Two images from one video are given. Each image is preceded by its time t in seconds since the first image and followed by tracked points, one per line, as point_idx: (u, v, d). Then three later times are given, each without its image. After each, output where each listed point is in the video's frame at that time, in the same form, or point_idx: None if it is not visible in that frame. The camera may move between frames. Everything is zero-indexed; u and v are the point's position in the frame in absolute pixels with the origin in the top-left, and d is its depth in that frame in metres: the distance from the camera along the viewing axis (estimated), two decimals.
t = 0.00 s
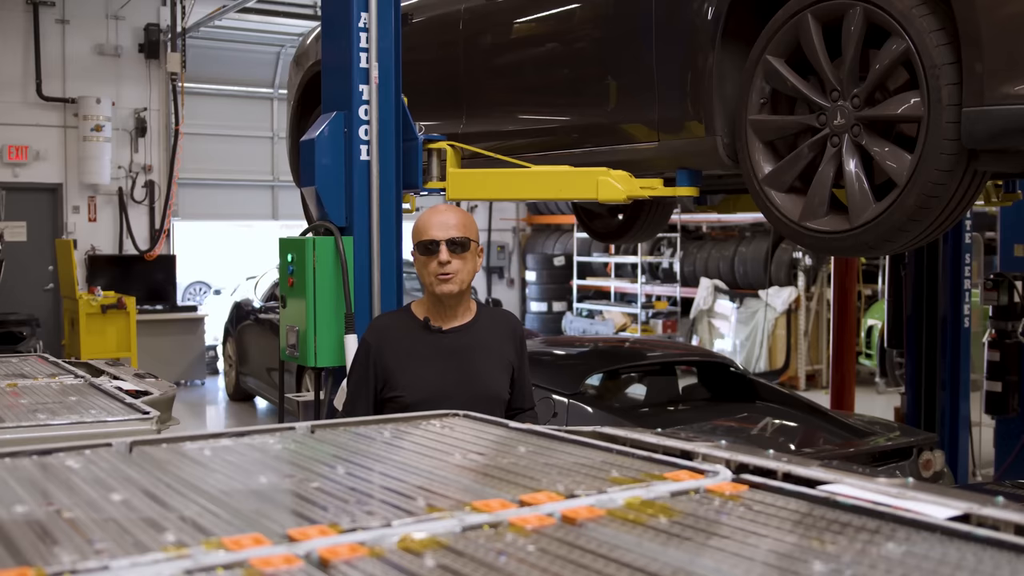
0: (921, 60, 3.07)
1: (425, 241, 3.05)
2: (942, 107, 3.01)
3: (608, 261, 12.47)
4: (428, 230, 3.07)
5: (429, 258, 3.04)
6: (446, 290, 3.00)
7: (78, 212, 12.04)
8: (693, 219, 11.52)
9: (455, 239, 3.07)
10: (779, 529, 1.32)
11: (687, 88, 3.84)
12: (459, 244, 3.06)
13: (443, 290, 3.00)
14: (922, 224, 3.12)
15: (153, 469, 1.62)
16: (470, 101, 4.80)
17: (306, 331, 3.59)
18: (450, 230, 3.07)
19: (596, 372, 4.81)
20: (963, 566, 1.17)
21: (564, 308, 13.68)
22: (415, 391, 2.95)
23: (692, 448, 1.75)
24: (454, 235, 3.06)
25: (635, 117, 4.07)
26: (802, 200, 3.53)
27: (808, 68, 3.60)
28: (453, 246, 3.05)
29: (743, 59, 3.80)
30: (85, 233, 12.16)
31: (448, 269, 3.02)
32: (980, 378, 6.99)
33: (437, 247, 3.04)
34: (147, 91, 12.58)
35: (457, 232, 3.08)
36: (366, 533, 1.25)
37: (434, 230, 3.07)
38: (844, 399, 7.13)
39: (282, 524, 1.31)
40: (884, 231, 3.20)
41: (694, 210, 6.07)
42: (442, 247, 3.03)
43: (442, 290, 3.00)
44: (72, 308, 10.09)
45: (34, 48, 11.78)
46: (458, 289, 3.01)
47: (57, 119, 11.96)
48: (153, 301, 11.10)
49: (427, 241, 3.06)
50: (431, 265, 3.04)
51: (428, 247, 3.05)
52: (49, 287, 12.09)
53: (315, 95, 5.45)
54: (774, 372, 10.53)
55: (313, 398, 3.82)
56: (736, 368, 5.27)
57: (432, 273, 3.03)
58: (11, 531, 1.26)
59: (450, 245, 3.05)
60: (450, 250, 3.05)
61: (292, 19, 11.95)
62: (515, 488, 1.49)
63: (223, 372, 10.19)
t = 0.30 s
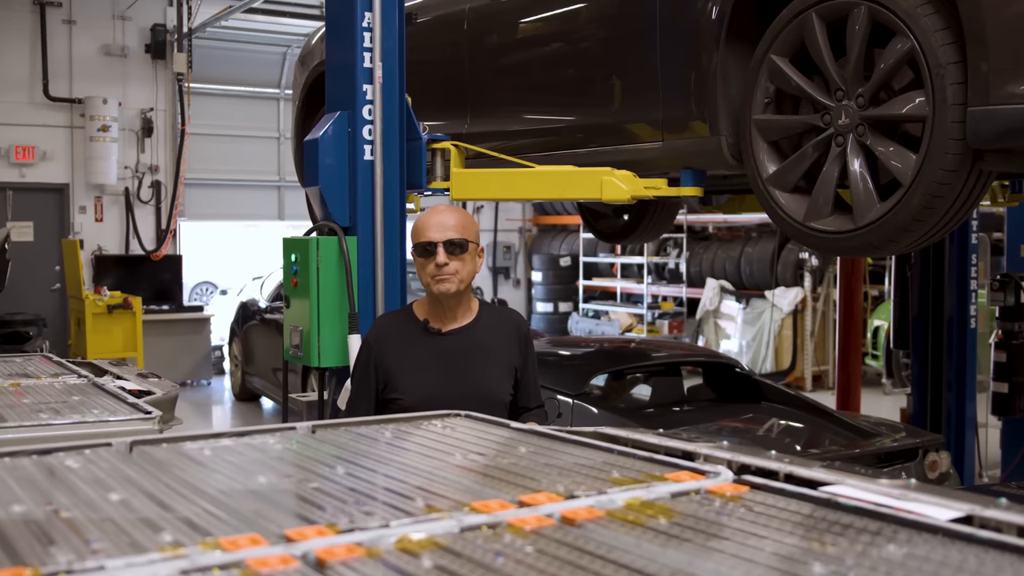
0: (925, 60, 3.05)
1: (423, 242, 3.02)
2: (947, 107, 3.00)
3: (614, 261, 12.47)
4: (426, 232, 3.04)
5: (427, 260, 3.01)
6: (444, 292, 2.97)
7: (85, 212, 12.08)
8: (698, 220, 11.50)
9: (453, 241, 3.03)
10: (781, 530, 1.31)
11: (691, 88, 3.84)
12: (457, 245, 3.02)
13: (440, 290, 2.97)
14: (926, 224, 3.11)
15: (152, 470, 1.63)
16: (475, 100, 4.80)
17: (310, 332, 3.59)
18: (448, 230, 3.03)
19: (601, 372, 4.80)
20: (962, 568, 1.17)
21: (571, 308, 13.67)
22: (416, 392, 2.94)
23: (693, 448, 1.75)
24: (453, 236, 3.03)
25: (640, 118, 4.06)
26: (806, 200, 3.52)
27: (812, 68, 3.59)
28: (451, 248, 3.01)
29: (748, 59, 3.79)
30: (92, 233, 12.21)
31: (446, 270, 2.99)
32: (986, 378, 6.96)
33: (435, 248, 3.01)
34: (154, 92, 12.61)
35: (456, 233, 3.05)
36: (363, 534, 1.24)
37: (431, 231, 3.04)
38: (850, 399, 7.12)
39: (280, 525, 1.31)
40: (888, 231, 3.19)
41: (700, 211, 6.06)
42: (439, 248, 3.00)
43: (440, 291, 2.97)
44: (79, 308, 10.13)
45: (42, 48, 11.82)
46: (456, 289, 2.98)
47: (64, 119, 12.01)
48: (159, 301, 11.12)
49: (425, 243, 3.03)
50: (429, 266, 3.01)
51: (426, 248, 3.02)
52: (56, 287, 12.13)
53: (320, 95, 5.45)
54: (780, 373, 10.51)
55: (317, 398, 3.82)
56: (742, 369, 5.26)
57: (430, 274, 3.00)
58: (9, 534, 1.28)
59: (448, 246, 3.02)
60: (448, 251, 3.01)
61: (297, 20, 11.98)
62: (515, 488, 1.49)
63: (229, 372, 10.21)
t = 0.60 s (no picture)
0: (931, 59, 3.04)
1: (415, 245, 3.00)
2: (952, 106, 2.99)
3: (620, 261, 12.46)
4: (419, 235, 3.01)
5: (420, 263, 2.99)
6: (437, 295, 2.95)
7: (90, 212, 12.13)
8: (704, 220, 11.49)
9: (446, 244, 3.01)
10: (784, 531, 1.30)
11: (696, 88, 3.83)
12: (450, 248, 3.00)
13: (434, 294, 2.95)
14: (931, 224, 3.10)
15: (154, 468, 1.63)
16: (480, 100, 4.79)
17: (315, 331, 3.59)
18: (441, 233, 3.01)
19: (606, 372, 4.79)
20: (966, 569, 1.16)
21: (576, 307, 13.64)
22: (411, 393, 2.92)
23: (697, 448, 1.74)
24: (445, 239, 3.00)
25: (645, 118, 4.05)
26: (811, 199, 3.51)
27: (817, 67, 3.58)
28: (444, 251, 2.99)
29: (753, 58, 3.79)
30: (98, 233, 12.23)
31: (439, 274, 2.96)
32: (993, 378, 6.94)
33: (428, 251, 2.99)
34: (159, 91, 12.63)
35: (449, 236, 3.02)
36: (365, 532, 1.24)
37: (424, 234, 3.01)
38: (855, 401, 7.10)
39: (282, 523, 1.31)
40: (893, 231, 3.18)
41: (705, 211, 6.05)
42: (432, 251, 2.98)
43: (433, 295, 2.95)
44: (85, 307, 10.15)
45: (48, 48, 11.85)
46: (450, 293, 2.96)
47: (70, 119, 12.05)
48: (165, 300, 11.14)
49: (418, 246, 3.00)
50: (422, 270, 2.99)
51: (419, 251, 3.00)
52: (62, 287, 12.16)
53: (325, 95, 5.46)
54: (786, 373, 10.49)
55: (321, 397, 3.82)
56: (747, 369, 5.25)
57: (423, 278, 2.98)
58: (11, 532, 1.28)
59: (441, 249, 2.99)
60: (440, 255, 2.99)
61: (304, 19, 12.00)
62: (517, 487, 1.48)
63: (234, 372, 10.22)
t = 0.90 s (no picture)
0: (942, 59, 3.03)
1: (400, 246, 2.93)
2: (964, 105, 2.98)
3: (628, 261, 12.46)
4: (403, 235, 2.95)
5: (405, 264, 2.92)
6: (424, 297, 2.87)
7: (100, 211, 12.19)
8: (713, 219, 11.47)
9: (431, 243, 2.94)
10: (797, 530, 1.30)
11: (706, 87, 3.83)
12: (435, 248, 2.94)
13: (421, 296, 2.87)
14: (943, 223, 3.09)
15: (166, 467, 1.64)
16: (489, 100, 4.79)
17: (324, 330, 3.60)
18: (426, 232, 2.95)
19: (615, 372, 4.78)
20: (980, 568, 1.16)
21: (585, 308, 13.65)
22: (401, 397, 2.84)
23: (709, 447, 1.74)
24: (431, 238, 2.94)
25: (655, 117, 4.05)
26: (822, 199, 3.50)
27: (828, 66, 3.57)
28: (430, 250, 2.92)
29: (763, 58, 3.78)
30: (108, 232, 12.31)
31: (425, 275, 2.89)
32: (1004, 379, 6.90)
33: (413, 252, 2.92)
34: (169, 92, 12.68)
35: (434, 235, 2.96)
36: (377, 532, 1.24)
37: (409, 233, 2.95)
38: (865, 401, 7.08)
39: (294, 522, 1.31)
40: (904, 230, 3.17)
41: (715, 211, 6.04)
42: (417, 251, 2.91)
43: (420, 296, 2.87)
44: (95, 307, 10.19)
45: (58, 48, 11.90)
46: (437, 294, 2.88)
47: (79, 119, 12.11)
48: (175, 300, 11.17)
49: (402, 246, 2.94)
50: (408, 271, 2.91)
51: (404, 252, 2.93)
52: (72, 286, 12.22)
53: (334, 94, 5.46)
54: (795, 373, 10.47)
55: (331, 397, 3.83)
56: (757, 369, 5.23)
57: (409, 280, 2.91)
58: (24, 531, 1.29)
59: (426, 249, 2.93)
60: (426, 255, 2.92)
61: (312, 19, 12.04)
62: (529, 486, 1.48)
63: (243, 371, 10.24)
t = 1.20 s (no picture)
0: (957, 59, 3.02)
1: (373, 244, 2.85)
2: (978, 106, 2.97)
3: (639, 261, 12.46)
4: (376, 233, 2.87)
5: (379, 263, 2.84)
6: (400, 296, 2.79)
7: (111, 211, 12.25)
8: (723, 220, 11.45)
9: (405, 241, 2.86)
10: (815, 530, 1.30)
11: (719, 88, 3.82)
12: (409, 245, 2.85)
13: (396, 295, 2.79)
14: (957, 223, 3.08)
15: (184, 466, 1.65)
16: (501, 99, 4.79)
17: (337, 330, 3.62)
18: (399, 229, 2.87)
19: (626, 372, 4.78)
20: (998, 569, 1.15)
21: (595, 308, 13.65)
22: (376, 399, 2.75)
23: (724, 448, 1.74)
24: (405, 235, 2.86)
25: (668, 117, 4.04)
26: (835, 199, 3.49)
27: (841, 66, 3.56)
28: (403, 247, 2.84)
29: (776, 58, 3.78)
30: (119, 232, 12.36)
31: (400, 273, 2.81)
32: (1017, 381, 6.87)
33: (386, 250, 2.84)
34: (180, 91, 12.73)
35: (408, 233, 2.88)
36: (395, 531, 1.24)
37: (382, 231, 2.87)
38: (876, 402, 7.05)
39: (312, 521, 1.32)
40: (918, 230, 3.16)
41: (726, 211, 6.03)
42: (391, 249, 2.83)
43: (395, 295, 2.79)
44: (106, 307, 10.24)
45: (69, 48, 11.96)
46: (413, 293, 2.80)
47: (91, 119, 12.16)
48: (186, 299, 11.22)
49: (375, 244, 2.86)
50: (382, 269, 2.83)
51: (377, 250, 2.85)
52: (83, 286, 12.28)
53: (347, 95, 5.48)
54: (806, 374, 10.45)
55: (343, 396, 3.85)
56: (768, 369, 5.22)
57: (383, 279, 2.83)
58: (44, 528, 1.30)
59: (400, 246, 2.85)
60: (400, 253, 2.84)
61: (323, 19, 12.08)
62: (545, 487, 1.48)
63: (254, 371, 10.26)
